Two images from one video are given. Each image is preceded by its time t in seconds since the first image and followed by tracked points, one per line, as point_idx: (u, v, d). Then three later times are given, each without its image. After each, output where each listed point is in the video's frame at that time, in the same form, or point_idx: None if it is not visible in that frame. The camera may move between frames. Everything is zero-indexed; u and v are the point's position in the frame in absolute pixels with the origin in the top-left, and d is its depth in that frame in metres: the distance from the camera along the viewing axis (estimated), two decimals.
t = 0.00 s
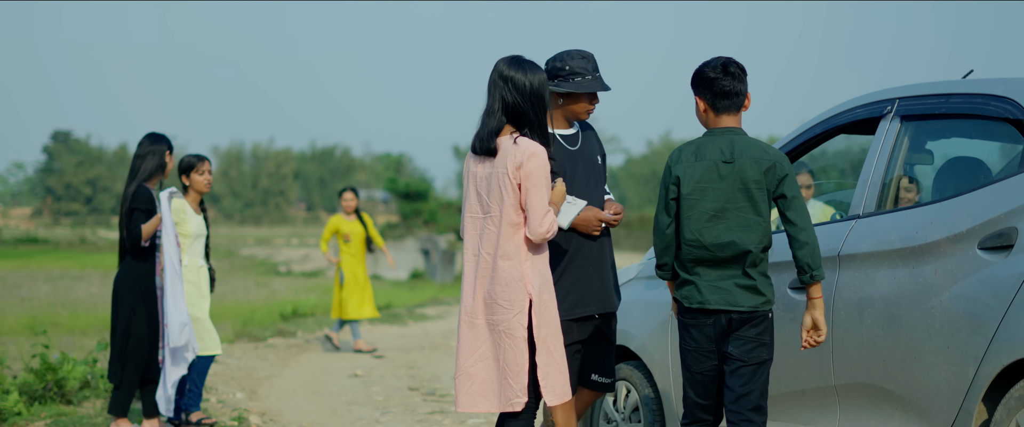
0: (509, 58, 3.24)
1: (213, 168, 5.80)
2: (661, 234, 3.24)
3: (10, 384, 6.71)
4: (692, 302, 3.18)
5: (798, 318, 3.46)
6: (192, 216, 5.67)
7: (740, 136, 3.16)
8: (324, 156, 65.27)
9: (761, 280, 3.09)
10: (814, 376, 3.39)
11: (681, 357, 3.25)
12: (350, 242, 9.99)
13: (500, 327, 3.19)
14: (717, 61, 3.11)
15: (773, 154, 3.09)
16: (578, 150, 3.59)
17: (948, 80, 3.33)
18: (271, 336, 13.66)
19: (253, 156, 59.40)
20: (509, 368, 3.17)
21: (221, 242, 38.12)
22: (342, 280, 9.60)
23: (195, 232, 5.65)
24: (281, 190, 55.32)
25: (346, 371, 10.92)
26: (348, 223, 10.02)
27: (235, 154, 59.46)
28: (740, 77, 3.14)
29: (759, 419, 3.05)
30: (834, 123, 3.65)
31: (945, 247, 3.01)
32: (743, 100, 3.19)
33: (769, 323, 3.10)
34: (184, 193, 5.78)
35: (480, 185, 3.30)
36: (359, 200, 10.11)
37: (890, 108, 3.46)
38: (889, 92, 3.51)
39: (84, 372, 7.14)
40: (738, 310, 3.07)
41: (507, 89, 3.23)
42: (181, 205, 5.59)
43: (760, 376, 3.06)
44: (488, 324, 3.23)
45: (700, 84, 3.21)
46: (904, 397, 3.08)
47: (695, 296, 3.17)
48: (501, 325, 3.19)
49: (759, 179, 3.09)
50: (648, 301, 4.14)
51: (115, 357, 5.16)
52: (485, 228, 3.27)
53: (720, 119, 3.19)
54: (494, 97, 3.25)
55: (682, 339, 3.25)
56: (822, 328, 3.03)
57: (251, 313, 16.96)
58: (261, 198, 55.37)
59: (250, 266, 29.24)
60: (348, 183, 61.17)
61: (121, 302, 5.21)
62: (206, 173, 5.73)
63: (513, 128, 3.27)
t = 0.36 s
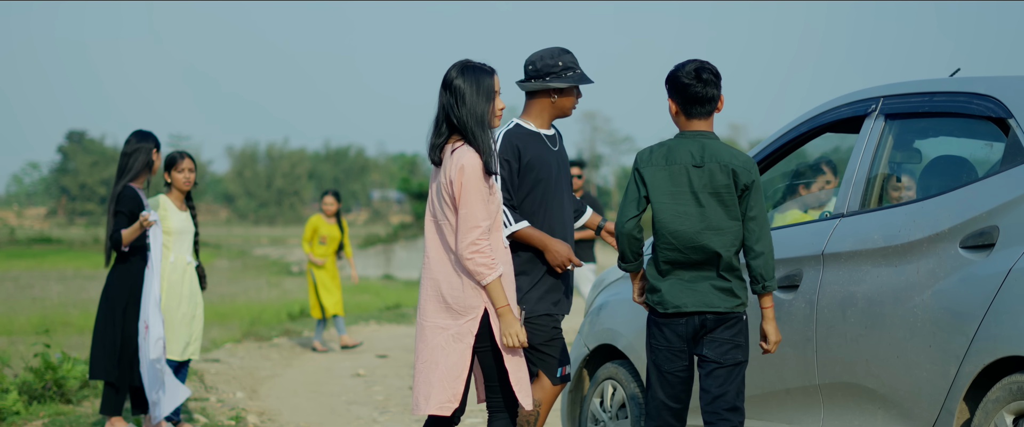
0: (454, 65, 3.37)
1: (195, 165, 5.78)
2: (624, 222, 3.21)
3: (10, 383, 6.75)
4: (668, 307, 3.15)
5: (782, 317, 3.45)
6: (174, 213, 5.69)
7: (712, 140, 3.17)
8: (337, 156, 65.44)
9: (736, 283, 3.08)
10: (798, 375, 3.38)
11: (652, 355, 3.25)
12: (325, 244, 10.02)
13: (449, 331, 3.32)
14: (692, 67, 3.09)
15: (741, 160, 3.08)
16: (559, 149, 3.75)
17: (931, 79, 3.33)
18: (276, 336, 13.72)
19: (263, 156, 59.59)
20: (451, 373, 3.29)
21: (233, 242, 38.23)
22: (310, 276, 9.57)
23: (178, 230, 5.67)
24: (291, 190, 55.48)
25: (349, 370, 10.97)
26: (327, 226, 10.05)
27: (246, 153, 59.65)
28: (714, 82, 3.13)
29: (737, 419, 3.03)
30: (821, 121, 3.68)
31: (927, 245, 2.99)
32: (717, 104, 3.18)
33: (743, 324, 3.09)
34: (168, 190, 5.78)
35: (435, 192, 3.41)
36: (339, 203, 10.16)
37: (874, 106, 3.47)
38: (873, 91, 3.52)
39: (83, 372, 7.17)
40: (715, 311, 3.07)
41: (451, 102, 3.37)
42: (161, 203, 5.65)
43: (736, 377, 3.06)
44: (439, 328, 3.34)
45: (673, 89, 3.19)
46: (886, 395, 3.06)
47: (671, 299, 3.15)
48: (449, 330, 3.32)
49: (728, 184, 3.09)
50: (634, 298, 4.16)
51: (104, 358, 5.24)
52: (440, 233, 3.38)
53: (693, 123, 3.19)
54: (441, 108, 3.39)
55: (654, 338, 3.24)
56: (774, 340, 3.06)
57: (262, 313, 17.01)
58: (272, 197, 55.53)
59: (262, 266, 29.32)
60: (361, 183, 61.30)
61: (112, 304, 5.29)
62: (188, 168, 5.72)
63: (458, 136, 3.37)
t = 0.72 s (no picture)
0: (426, 68, 3.48)
1: (180, 163, 5.84)
2: (583, 218, 3.37)
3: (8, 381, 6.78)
4: (625, 306, 3.36)
5: (770, 314, 3.44)
6: (159, 214, 5.82)
7: (655, 136, 3.40)
8: (345, 156, 65.42)
9: (690, 282, 3.29)
10: (785, 373, 3.37)
11: (615, 349, 3.43)
12: (301, 242, 10.06)
13: (403, 327, 3.40)
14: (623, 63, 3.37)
15: (688, 154, 3.32)
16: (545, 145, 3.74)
17: (916, 76, 3.33)
18: (279, 335, 13.73)
19: (269, 156, 59.67)
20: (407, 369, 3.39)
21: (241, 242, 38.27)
22: (281, 274, 9.65)
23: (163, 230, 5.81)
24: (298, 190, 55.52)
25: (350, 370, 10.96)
26: (302, 223, 10.02)
27: (253, 154, 59.71)
28: (646, 79, 3.38)
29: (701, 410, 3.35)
30: (807, 119, 3.66)
31: (912, 242, 2.98)
32: (653, 99, 3.41)
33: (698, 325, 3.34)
34: (154, 188, 5.91)
35: (401, 190, 3.53)
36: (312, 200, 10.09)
37: (860, 104, 3.47)
38: (860, 88, 3.52)
39: (81, 371, 7.19)
40: (672, 314, 3.28)
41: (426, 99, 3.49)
42: (146, 202, 5.81)
43: (695, 376, 3.32)
44: (392, 324, 3.42)
45: (613, 87, 3.47)
46: (872, 393, 3.05)
47: (629, 300, 3.34)
48: (405, 325, 3.40)
49: (678, 179, 3.31)
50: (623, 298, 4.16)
51: (99, 358, 5.31)
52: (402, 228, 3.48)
53: (633, 119, 3.43)
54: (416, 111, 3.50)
55: (616, 332, 3.42)
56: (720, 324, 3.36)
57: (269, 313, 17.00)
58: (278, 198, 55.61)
59: (270, 266, 29.32)
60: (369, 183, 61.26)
61: (105, 305, 5.33)
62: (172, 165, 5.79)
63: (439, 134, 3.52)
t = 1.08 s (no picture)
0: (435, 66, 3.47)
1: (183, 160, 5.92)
2: (578, 230, 3.42)
3: (13, 380, 6.81)
4: (617, 303, 3.38)
5: (769, 313, 3.42)
6: (164, 210, 5.84)
7: (648, 138, 3.42)
8: (356, 157, 65.51)
9: (681, 284, 3.33)
10: (784, 372, 3.34)
11: (609, 346, 3.44)
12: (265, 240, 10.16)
13: (420, 331, 3.37)
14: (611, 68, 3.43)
15: (682, 155, 3.32)
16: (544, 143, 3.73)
17: (916, 74, 3.30)
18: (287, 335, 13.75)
19: (280, 156, 59.78)
20: (422, 373, 3.38)
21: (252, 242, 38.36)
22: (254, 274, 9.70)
23: (167, 226, 5.83)
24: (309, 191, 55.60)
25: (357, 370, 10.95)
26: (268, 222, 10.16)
27: (264, 154, 59.85)
28: (632, 82, 3.40)
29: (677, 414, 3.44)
30: (807, 117, 3.64)
31: (910, 241, 2.95)
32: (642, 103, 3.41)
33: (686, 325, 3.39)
34: (155, 186, 5.93)
35: (404, 187, 3.44)
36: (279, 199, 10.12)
37: (860, 102, 3.45)
38: (860, 87, 3.50)
39: (87, 370, 7.21)
40: (663, 314, 3.31)
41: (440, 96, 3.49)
42: (150, 200, 5.79)
43: (679, 378, 3.40)
44: (404, 327, 3.38)
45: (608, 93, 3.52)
46: (870, 392, 3.02)
47: (622, 296, 3.37)
48: (420, 328, 3.38)
49: (673, 181, 3.33)
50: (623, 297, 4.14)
51: (103, 359, 5.32)
52: (409, 229, 3.41)
53: (625, 123, 3.45)
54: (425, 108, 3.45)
55: (609, 330, 3.44)
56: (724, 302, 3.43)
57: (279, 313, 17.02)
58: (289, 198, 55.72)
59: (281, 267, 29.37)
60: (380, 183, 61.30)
61: (104, 305, 5.32)
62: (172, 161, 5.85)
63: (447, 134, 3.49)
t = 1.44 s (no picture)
0: (446, 63, 3.38)
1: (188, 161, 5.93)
2: (591, 225, 3.49)
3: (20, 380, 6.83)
4: (620, 306, 3.42)
5: (772, 313, 3.39)
6: (168, 209, 5.85)
7: (666, 140, 3.42)
8: (366, 157, 65.58)
9: (684, 285, 3.33)
10: (788, 372, 3.32)
11: (606, 345, 3.54)
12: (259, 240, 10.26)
13: (434, 329, 3.33)
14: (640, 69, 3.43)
15: (696, 161, 3.31)
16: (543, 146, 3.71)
17: (918, 74, 3.27)
18: (295, 335, 13.76)
19: (289, 157, 59.92)
20: (439, 371, 3.34)
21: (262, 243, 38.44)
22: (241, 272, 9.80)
23: (172, 225, 5.83)
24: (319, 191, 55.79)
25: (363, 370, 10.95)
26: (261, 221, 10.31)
27: (274, 155, 60.00)
28: (661, 83, 3.41)
29: (679, 414, 3.38)
30: (810, 118, 3.63)
31: (913, 241, 2.92)
32: (666, 105, 3.43)
33: (691, 324, 3.39)
34: (159, 186, 5.94)
35: (415, 187, 3.40)
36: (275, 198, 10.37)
37: (863, 102, 3.43)
38: (863, 87, 3.48)
39: (93, 370, 7.22)
40: (665, 314, 3.32)
41: (449, 95, 3.40)
42: (155, 200, 5.81)
43: (682, 375, 3.37)
44: (419, 326, 3.34)
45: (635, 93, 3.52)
46: (872, 392, 3.00)
47: (625, 299, 3.40)
48: (435, 327, 3.33)
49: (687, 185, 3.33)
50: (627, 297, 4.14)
51: (107, 358, 5.35)
52: (422, 227, 3.36)
53: (651, 123, 3.46)
54: (433, 109, 3.38)
55: (610, 330, 3.52)
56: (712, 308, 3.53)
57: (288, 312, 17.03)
58: (299, 198, 55.87)
59: (291, 267, 29.42)
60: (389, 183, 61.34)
61: (106, 306, 5.34)
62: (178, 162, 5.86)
63: (457, 134, 3.43)
